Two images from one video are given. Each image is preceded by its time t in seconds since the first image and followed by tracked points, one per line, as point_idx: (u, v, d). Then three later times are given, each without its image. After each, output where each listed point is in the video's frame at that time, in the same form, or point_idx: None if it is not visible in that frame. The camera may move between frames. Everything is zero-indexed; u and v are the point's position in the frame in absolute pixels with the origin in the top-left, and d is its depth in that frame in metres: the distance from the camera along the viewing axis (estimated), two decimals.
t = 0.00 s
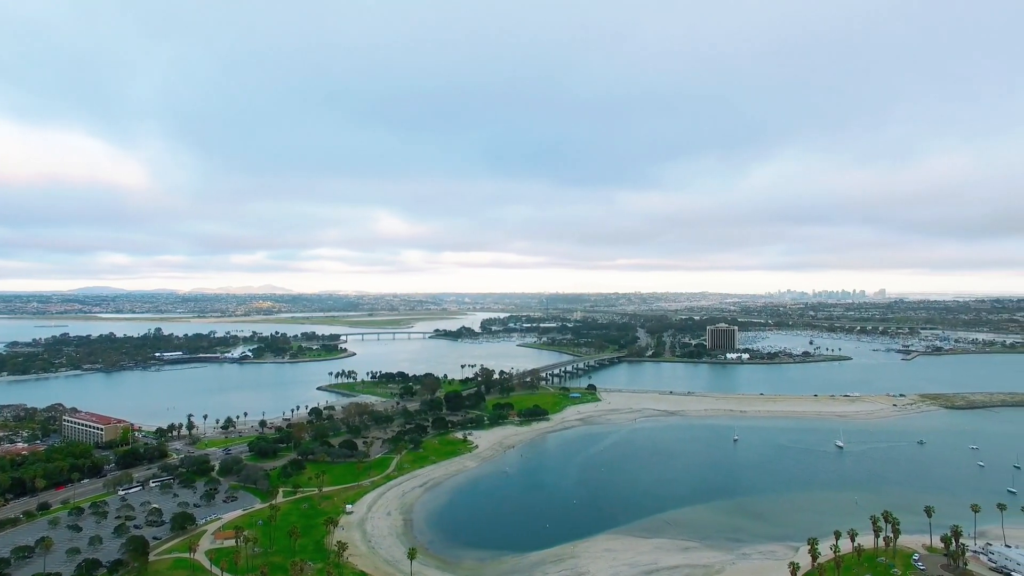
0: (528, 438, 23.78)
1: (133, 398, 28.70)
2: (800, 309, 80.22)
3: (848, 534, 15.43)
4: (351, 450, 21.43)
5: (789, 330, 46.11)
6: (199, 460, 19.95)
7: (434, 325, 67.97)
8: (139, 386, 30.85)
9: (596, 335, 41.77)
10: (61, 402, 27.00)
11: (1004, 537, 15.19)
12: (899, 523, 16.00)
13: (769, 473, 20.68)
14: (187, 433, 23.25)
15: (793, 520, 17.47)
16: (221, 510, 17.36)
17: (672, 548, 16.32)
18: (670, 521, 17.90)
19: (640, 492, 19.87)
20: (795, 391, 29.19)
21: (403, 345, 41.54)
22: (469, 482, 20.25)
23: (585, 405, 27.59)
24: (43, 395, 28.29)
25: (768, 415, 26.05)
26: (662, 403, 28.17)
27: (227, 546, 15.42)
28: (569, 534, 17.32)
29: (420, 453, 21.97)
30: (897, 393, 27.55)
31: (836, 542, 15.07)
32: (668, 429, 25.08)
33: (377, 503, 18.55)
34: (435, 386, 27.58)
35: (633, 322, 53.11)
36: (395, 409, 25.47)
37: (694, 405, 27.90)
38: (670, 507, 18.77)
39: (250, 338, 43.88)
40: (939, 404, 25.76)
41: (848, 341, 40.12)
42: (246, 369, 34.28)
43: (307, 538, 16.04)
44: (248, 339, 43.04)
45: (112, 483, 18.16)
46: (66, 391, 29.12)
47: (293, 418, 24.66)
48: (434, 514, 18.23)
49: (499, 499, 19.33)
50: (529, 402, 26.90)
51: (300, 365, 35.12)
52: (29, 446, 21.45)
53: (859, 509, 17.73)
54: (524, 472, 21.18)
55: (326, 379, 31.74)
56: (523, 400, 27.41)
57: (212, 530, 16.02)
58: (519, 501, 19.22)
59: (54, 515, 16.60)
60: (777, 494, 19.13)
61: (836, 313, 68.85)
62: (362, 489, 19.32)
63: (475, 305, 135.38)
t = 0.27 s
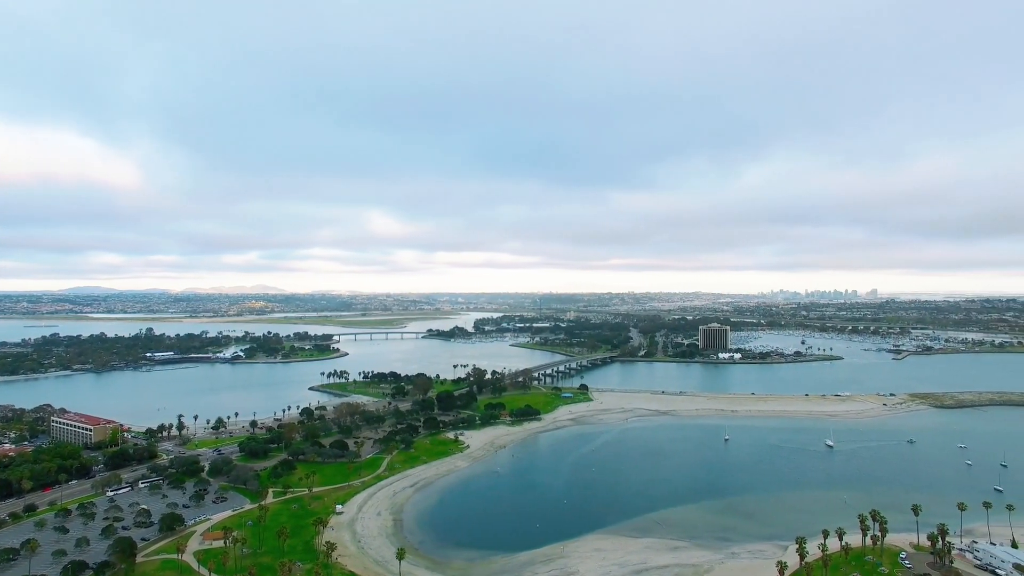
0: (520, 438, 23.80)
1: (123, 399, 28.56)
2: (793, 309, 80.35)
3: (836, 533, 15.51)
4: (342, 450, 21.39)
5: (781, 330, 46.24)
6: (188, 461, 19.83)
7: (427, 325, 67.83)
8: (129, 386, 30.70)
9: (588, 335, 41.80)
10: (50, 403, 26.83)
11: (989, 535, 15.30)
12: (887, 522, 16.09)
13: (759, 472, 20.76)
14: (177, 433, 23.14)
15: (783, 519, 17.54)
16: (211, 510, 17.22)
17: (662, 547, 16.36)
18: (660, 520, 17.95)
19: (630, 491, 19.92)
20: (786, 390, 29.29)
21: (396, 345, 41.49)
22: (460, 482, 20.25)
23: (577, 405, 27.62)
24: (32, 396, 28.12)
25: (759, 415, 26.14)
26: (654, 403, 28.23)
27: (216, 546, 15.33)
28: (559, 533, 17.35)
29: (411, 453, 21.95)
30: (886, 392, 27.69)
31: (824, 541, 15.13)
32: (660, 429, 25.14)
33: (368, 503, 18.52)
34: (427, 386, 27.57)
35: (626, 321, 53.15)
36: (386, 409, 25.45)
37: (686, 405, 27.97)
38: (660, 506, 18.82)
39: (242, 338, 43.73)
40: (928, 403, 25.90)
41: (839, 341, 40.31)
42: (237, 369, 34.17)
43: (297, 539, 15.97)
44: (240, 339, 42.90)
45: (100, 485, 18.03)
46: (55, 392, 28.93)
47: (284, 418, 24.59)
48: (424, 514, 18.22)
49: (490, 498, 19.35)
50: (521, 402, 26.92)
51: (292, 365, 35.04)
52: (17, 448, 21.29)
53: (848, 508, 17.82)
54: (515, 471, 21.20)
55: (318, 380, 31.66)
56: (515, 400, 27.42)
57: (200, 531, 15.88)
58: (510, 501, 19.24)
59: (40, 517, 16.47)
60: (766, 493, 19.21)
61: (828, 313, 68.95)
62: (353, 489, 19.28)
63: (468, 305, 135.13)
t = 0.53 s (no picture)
0: (511, 438, 23.80)
1: (112, 399, 28.40)
2: (785, 309, 80.57)
3: (824, 532, 15.58)
4: (332, 450, 21.35)
5: (773, 330, 46.45)
6: (176, 462, 19.71)
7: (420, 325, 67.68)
8: (118, 386, 30.52)
9: (581, 335, 41.85)
10: (38, 404, 26.66)
11: (974, 533, 15.41)
12: (873, 521, 16.19)
13: (748, 472, 20.83)
14: (166, 434, 23.02)
15: (771, 518, 17.62)
16: (199, 511, 17.12)
17: (650, 547, 16.41)
18: (649, 520, 17.99)
19: (620, 491, 19.95)
20: (777, 390, 29.41)
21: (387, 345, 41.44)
22: (450, 482, 20.25)
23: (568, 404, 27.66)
24: (20, 396, 27.94)
25: (749, 414, 26.25)
26: (645, 403, 28.28)
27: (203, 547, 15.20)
28: (548, 533, 17.37)
29: (402, 453, 21.92)
30: (876, 392, 27.84)
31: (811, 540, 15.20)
32: (650, 428, 25.22)
33: (357, 504, 18.48)
34: (418, 386, 27.56)
35: (619, 321, 53.27)
36: (377, 409, 25.42)
37: (677, 404, 28.05)
38: (650, 506, 18.87)
39: (234, 338, 43.56)
40: (917, 402, 26.07)
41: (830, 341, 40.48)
42: (228, 369, 34.04)
43: (286, 540, 15.90)
44: (232, 339, 42.77)
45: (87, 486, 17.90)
46: (43, 393, 28.75)
47: (274, 418, 24.52)
48: (413, 514, 18.20)
49: (480, 498, 19.36)
50: (512, 402, 26.92)
51: (283, 365, 34.93)
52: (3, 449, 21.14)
53: (836, 507, 17.92)
54: (505, 471, 21.20)
55: (309, 380, 31.57)
56: (506, 400, 27.43)
57: (188, 531, 15.77)
58: (500, 501, 19.25)
59: (26, 519, 16.35)
60: (755, 492, 19.28)
61: (819, 313, 69.17)
62: (342, 490, 19.24)
63: (462, 305, 134.87)
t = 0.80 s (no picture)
0: (503, 438, 23.81)
1: (104, 399, 28.28)
2: (779, 309, 80.67)
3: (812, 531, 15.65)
4: (323, 451, 21.32)
5: (766, 330, 46.56)
6: (167, 462, 19.64)
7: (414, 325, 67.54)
8: (109, 387, 30.39)
9: (575, 335, 41.87)
10: (29, 404, 26.54)
11: (962, 531, 15.50)
12: (863, 519, 16.26)
13: (740, 471, 20.89)
14: (156, 435, 22.94)
15: (761, 517, 17.67)
16: (189, 512, 17.06)
17: (641, 546, 16.45)
18: (640, 519, 18.02)
19: (612, 491, 19.98)
20: (769, 390, 29.50)
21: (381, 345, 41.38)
22: (441, 482, 20.24)
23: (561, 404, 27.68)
24: (10, 397, 27.80)
25: (741, 414, 26.32)
26: (638, 403, 28.31)
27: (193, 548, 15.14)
28: (539, 533, 17.39)
29: (394, 453, 21.90)
30: (867, 391, 27.96)
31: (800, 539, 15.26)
32: (643, 428, 25.27)
33: (348, 504, 18.45)
34: (411, 386, 27.54)
35: (613, 322, 53.32)
36: (370, 409, 25.40)
37: (669, 404, 28.10)
38: (641, 505, 18.90)
39: (227, 338, 43.43)
40: (908, 402, 26.18)
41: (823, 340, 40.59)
42: (221, 370, 33.94)
43: (276, 540, 15.85)
44: (225, 339, 42.66)
45: (76, 487, 17.81)
46: (34, 393, 28.62)
47: (266, 418, 24.46)
48: (404, 514, 18.18)
49: (472, 498, 19.36)
50: (505, 402, 26.93)
51: (276, 365, 34.86)
52: None
53: (825, 506, 17.99)
54: (497, 471, 21.20)
55: (302, 380, 31.51)
56: (498, 400, 27.43)
57: (177, 532, 15.72)
58: (491, 501, 19.25)
59: (13, 520, 16.26)
60: (746, 492, 19.34)
61: (813, 314, 69.20)
62: (334, 490, 19.21)
63: (457, 305, 134.70)
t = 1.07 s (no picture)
0: (495, 438, 23.82)
1: (94, 400, 28.16)
2: (771, 309, 80.88)
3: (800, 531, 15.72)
4: (314, 451, 21.29)
5: (758, 330, 46.71)
6: (156, 463, 19.56)
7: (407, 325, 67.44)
8: (100, 387, 30.26)
9: (567, 335, 41.91)
10: (18, 405, 26.41)
11: (948, 529, 15.60)
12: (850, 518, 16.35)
13: (730, 471, 20.96)
14: (146, 435, 22.85)
15: (750, 517, 17.74)
16: (177, 513, 16.99)
17: (630, 546, 16.49)
18: (630, 519, 18.07)
19: (602, 490, 20.01)
20: (760, 390, 29.60)
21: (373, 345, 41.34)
22: (432, 482, 20.24)
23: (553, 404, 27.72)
24: None
25: (732, 414, 26.40)
26: (629, 403, 28.36)
27: (181, 548, 15.09)
28: (529, 533, 17.41)
29: (384, 453, 21.88)
30: (857, 391, 28.09)
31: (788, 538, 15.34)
32: (634, 428, 25.32)
33: (338, 504, 18.42)
34: (402, 386, 27.53)
35: (606, 322, 53.41)
36: (361, 409, 25.38)
37: (661, 404, 28.16)
38: (631, 505, 18.94)
39: (219, 338, 43.30)
40: (898, 401, 26.32)
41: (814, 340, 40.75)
42: (212, 370, 33.85)
43: (265, 541, 15.81)
44: (217, 339, 42.55)
45: (63, 488, 17.71)
46: (23, 394, 28.48)
47: (257, 419, 24.40)
48: (395, 515, 18.17)
49: (462, 498, 19.36)
50: (496, 402, 26.94)
51: (268, 365, 34.78)
52: None
53: (814, 506, 18.07)
54: (488, 471, 21.20)
55: (294, 381, 31.44)
56: (490, 400, 27.44)
57: (165, 533, 15.66)
58: (481, 501, 19.25)
59: None
60: (736, 492, 19.40)
61: (804, 314, 69.38)
62: (324, 490, 19.18)
63: (451, 305, 134.57)
